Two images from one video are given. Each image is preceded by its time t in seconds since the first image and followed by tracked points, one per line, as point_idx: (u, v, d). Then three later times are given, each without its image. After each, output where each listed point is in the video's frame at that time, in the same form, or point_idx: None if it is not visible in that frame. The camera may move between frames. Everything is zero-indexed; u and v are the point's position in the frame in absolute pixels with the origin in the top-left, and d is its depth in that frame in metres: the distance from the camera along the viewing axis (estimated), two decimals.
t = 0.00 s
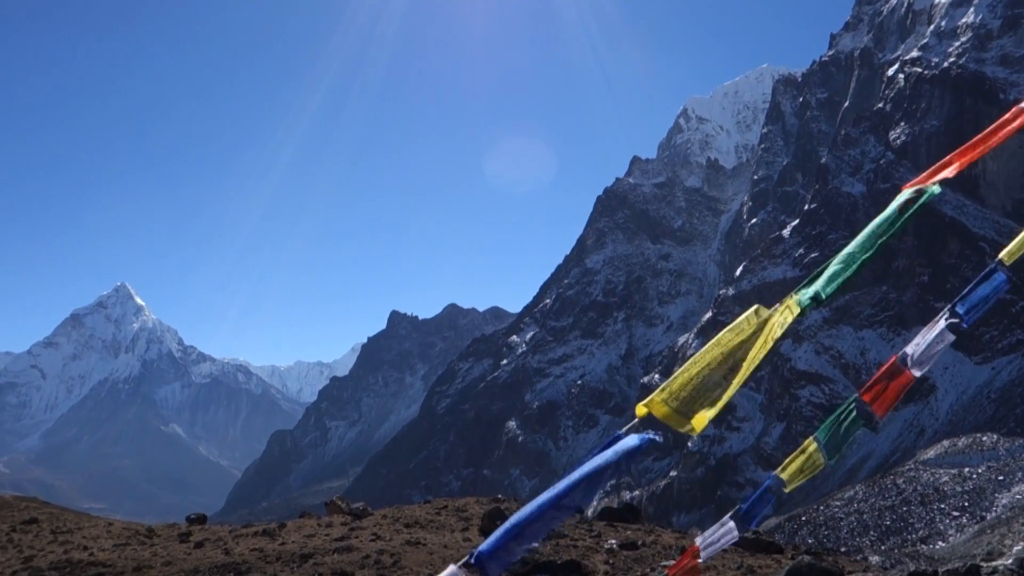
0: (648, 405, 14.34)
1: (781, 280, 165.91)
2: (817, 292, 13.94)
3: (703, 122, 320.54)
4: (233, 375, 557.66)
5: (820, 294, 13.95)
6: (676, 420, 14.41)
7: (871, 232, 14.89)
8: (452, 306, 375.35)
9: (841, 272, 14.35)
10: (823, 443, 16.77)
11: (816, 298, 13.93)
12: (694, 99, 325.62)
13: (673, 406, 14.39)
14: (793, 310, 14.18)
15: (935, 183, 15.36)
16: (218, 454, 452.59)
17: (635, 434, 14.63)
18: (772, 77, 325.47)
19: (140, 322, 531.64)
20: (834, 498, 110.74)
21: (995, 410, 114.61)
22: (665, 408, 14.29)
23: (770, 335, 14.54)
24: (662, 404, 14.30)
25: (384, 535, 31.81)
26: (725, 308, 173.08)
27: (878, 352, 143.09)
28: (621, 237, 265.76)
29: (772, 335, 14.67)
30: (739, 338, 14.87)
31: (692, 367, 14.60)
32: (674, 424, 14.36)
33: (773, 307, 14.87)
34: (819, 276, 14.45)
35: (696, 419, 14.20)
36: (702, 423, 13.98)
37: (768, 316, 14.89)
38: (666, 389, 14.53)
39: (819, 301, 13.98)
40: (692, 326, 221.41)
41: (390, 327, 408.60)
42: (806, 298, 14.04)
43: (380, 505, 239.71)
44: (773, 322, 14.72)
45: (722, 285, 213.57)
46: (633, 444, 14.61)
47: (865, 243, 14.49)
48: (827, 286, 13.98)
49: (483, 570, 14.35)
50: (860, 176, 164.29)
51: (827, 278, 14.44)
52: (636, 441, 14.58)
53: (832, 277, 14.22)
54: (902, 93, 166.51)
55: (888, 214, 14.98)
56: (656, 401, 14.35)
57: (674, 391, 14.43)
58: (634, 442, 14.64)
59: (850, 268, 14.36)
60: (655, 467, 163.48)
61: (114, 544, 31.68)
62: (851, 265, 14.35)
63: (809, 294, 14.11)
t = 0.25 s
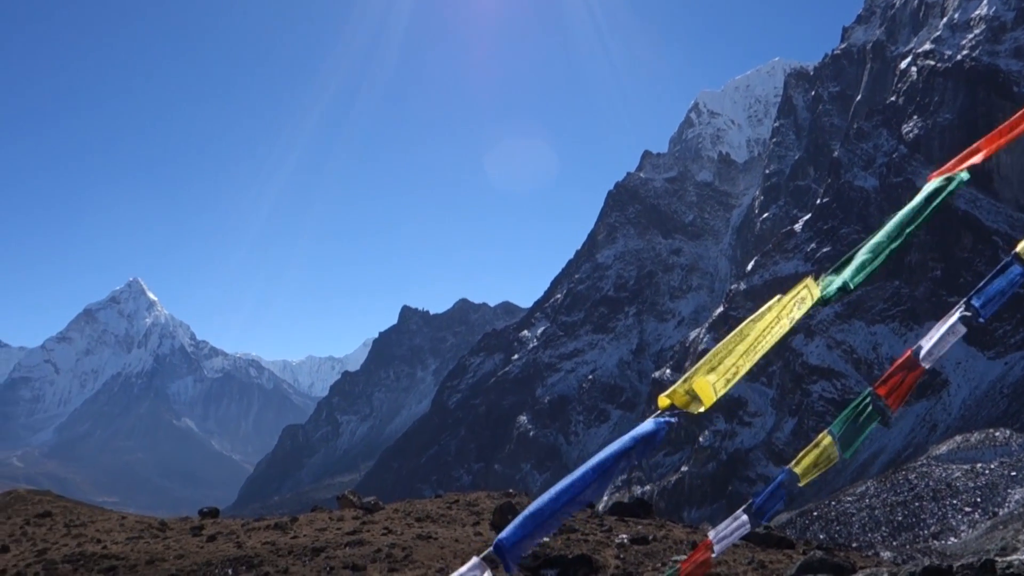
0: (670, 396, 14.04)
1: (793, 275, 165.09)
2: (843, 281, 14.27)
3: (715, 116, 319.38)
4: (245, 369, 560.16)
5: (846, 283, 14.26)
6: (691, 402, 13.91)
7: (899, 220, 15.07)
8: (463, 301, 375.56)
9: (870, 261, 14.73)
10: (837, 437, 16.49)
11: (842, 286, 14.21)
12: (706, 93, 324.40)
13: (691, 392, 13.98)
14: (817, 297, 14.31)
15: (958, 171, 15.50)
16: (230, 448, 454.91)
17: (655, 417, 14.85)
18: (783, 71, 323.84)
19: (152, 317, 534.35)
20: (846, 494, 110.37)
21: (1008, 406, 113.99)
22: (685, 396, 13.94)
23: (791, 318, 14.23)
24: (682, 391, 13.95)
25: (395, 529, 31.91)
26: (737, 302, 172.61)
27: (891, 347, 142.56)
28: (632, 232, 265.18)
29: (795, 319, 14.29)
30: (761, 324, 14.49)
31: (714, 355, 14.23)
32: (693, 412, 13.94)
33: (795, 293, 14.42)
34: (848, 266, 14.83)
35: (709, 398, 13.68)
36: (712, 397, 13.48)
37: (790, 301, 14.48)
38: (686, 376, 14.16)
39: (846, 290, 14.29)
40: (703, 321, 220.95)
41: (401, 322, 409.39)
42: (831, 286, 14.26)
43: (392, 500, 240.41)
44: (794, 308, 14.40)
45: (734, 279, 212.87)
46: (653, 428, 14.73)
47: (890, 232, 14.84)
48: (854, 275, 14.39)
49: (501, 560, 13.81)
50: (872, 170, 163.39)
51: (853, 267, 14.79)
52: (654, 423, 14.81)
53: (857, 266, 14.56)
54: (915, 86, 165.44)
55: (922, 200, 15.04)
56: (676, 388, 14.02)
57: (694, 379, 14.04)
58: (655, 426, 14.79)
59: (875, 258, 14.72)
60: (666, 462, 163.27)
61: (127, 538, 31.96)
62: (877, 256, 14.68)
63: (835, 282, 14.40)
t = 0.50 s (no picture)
0: (696, 387, 12.89)
1: (805, 269, 163.88)
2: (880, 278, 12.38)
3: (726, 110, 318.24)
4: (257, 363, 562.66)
5: (882, 279, 12.40)
6: (720, 396, 12.87)
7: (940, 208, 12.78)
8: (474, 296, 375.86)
9: (902, 260, 12.59)
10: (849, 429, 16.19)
11: (877, 284, 12.37)
12: (717, 87, 323.20)
13: (722, 385, 12.94)
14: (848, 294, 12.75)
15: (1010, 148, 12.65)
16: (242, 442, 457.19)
17: (684, 411, 13.36)
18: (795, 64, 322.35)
19: (164, 311, 537.07)
20: (857, 489, 109.83)
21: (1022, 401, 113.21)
22: (712, 389, 12.88)
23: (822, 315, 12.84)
24: (708, 384, 12.89)
25: (407, 523, 32.08)
26: (748, 297, 171.93)
27: (904, 342, 141.87)
28: (643, 226, 264.46)
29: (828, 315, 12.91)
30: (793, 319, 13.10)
31: (743, 347, 13.08)
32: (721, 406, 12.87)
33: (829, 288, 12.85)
34: (882, 257, 12.82)
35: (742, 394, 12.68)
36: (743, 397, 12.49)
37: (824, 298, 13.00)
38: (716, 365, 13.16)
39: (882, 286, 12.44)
40: (714, 316, 220.40)
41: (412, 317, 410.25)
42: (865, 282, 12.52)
43: (403, 494, 241.06)
44: (828, 302, 12.99)
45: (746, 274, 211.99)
46: (681, 423, 13.30)
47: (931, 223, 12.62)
48: (887, 273, 12.44)
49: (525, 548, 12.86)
50: (886, 164, 162.23)
51: (889, 259, 12.74)
52: (682, 419, 13.33)
53: (895, 259, 12.58)
54: (928, 79, 164.16)
55: (956, 197, 12.73)
56: (703, 379, 12.94)
57: (727, 373, 13.02)
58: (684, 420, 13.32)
59: (912, 252, 12.65)
60: (677, 457, 162.84)
61: (141, 530, 32.30)
62: (913, 253, 12.56)
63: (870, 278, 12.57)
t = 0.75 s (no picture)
0: (716, 378, 12.59)
1: (818, 264, 162.92)
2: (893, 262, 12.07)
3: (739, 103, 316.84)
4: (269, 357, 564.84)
5: (898, 265, 12.01)
6: (741, 386, 12.38)
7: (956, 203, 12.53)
8: (485, 290, 375.96)
9: (920, 249, 12.29)
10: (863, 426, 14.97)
11: (892, 269, 11.97)
12: (730, 81, 321.66)
13: (743, 378, 12.43)
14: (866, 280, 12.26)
15: None
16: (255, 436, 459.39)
17: (705, 405, 12.83)
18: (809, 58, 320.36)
19: (177, 306, 539.47)
20: (870, 484, 109.47)
21: None
22: (733, 379, 12.42)
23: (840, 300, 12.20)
24: (729, 374, 12.43)
25: (419, 517, 32.11)
26: (760, 291, 171.23)
27: (917, 337, 141.16)
28: (655, 221, 263.67)
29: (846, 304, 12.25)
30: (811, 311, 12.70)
31: (766, 336, 12.72)
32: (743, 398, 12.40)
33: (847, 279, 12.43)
34: (898, 248, 12.51)
35: (761, 384, 12.08)
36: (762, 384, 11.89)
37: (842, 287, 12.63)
38: (738, 359, 12.76)
39: (898, 272, 11.99)
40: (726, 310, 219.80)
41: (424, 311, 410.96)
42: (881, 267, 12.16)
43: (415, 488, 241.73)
44: (846, 291, 12.43)
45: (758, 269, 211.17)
46: (704, 417, 12.74)
47: (946, 213, 12.36)
48: (907, 259, 12.09)
49: (551, 547, 12.55)
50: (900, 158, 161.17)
51: (905, 250, 12.47)
52: (705, 412, 12.81)
53: (911, 247, 12.26)
54: (943, 73, 162.93)
55: (975, 187, 12.52)
56: (724, 371, 12.53)
57: (748, 365, 12.54)
58: (707, 416, 12.80)
59: (929, 240, 12.30)
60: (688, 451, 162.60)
61: (154, 523, 32.47)
62: (930, 240, 12.26)
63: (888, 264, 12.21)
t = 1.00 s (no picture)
0: (732, 374, 11.94)
1: (832, 260, 161.83)
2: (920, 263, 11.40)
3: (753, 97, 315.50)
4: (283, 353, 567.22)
5: (920, 266, 11.41)
6: (758, 385, 11.81)
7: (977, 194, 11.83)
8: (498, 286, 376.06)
9: (941, 247, 11.67)
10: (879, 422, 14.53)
11: (915, 271, 11.38)
12: (743, 74, 320.40)
13: (760, 374, 11.84)
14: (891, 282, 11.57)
15: None
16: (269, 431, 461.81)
17: (721, 399, 12.38)
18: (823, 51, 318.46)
19: (192, 302, 542.39)
20: (885, 480, 108.90)
21: None
22: (751, 377, 11.81)
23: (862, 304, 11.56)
24: (746, 371, 11.78)
25: (432, 512, 32.18)
26: (774, 287, 170.44)
27: (932, 332, 140.32)
28: (668, 216, 262.98)
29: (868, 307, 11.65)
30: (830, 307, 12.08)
31: (785, 330, 12.08)
32: (761, 397, 11.84)
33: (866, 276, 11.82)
34: (918, 244, 11.91)
35: (780, 383, 11.50)
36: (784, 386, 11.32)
37: (864, 287, 12.08)
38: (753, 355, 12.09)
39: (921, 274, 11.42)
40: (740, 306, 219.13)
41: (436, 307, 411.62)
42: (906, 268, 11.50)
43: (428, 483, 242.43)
44: (867, 291, 11.82)
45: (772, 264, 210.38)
46: (720, 411, 12.30)
47: (967, 209, 11.69)
48: (929, 260, 11.46)
49: (569, 542, 12.36)
50: (915, 152, 159.99)
51: (925, 247, 11.86)
52: (720, 407, 12.34)
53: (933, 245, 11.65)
54: (959, 66, 161.61)
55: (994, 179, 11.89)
56: (739, 366, 11.92)
57: (765, 360, 11.92)
58: (721, 408, 12.38)
59: (949, 239, 11.70)
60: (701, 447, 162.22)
61: (168, 518, 32.67)
62: (950, 239, 11.60)
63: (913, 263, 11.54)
